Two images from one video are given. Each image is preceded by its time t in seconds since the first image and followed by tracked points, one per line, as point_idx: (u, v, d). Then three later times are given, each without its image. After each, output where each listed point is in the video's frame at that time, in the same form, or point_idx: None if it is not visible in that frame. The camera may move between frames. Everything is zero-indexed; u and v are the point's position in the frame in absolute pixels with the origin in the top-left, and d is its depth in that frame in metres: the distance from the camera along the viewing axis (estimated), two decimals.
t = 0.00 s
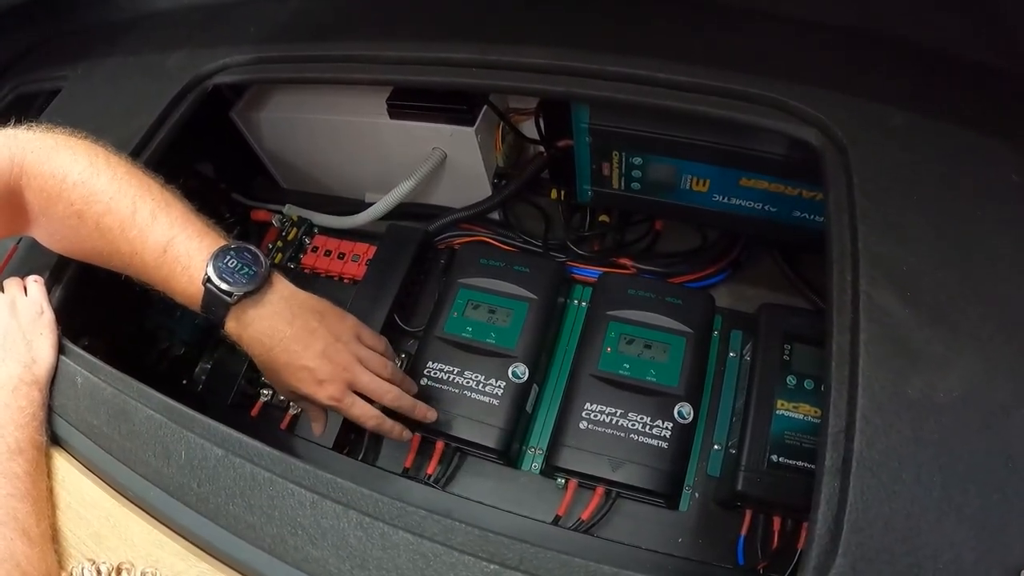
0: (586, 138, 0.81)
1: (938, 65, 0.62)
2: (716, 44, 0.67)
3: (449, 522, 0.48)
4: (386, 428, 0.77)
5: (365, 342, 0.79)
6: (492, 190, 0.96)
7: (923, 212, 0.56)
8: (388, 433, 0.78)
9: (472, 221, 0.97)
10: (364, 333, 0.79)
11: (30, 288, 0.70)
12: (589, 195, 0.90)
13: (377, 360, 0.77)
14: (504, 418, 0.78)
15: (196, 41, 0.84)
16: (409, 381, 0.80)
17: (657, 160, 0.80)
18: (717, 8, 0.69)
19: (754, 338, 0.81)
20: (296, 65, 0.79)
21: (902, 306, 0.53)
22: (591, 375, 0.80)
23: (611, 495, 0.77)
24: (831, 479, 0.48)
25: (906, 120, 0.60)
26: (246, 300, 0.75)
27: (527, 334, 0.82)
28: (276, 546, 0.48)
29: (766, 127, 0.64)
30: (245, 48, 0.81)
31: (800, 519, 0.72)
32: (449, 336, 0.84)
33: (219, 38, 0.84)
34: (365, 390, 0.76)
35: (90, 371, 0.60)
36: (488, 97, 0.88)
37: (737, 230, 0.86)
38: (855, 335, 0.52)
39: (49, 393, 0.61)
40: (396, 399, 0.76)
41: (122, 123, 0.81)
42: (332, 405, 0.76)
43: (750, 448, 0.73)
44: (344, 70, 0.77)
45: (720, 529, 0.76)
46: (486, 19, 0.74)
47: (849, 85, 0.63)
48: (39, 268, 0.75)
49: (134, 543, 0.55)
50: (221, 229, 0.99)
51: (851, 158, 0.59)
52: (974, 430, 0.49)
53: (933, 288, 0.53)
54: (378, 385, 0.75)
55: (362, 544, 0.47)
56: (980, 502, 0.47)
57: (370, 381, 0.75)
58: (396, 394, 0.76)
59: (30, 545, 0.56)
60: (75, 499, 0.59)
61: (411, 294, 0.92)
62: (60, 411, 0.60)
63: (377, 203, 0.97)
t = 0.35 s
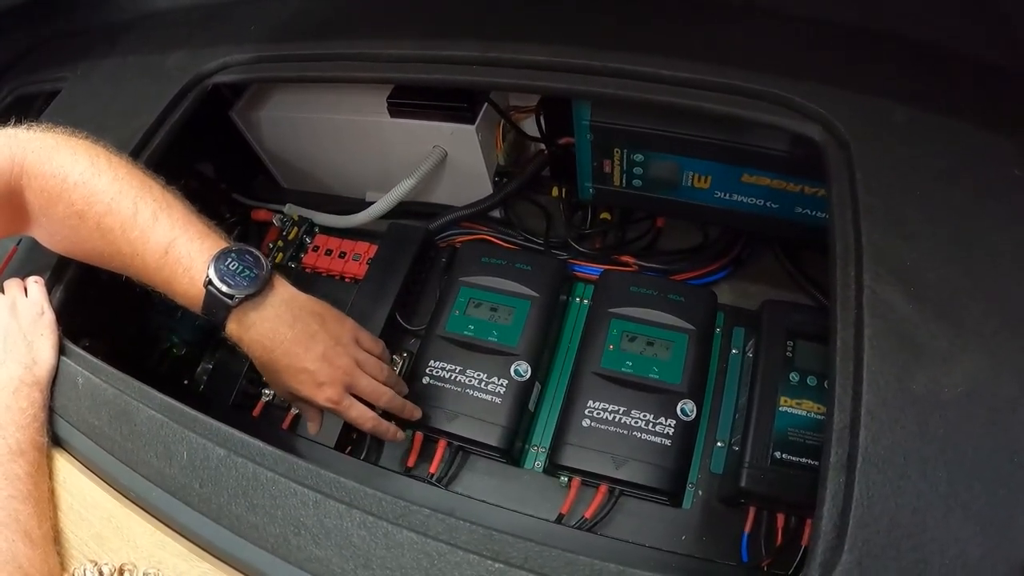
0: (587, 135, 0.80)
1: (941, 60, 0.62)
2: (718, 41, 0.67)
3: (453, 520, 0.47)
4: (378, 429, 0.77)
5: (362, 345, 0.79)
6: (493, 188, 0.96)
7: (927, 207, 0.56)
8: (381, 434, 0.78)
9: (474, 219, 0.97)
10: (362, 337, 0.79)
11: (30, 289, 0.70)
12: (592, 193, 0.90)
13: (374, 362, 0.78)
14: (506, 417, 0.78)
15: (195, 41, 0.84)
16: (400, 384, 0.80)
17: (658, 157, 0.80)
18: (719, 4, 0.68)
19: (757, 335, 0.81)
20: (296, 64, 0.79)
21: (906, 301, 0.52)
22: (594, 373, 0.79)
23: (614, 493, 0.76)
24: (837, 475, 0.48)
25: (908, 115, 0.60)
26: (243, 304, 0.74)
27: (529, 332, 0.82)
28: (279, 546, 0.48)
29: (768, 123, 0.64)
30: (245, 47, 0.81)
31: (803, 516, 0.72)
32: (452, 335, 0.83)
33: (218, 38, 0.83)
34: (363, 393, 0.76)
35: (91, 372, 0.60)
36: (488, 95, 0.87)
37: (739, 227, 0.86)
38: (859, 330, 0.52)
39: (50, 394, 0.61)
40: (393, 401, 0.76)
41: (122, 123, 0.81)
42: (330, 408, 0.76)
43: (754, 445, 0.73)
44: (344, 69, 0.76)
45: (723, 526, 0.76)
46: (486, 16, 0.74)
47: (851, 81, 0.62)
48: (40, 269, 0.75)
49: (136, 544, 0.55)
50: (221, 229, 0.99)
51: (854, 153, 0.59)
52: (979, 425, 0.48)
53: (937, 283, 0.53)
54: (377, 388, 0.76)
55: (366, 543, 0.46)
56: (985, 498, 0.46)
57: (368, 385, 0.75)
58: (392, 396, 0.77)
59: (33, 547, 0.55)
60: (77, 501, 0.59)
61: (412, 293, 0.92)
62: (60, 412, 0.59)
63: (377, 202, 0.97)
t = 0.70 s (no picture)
0: (590, 138, 0.80)
1: (944, 62, 0.62)
2: (719, 43, 0.66)
3: (458, 527, 0.47)
4: (404, 434, 0.73)
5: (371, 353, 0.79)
6: (496, 191, 0.96)
7: (931, 210, 0.56)
8: (411, 440, 0.73)
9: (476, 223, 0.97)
10: (369, 344, 0.79)
11: (33, 295, 0.70)
12: (594, 196, 0.90)
13: (381, 366, 0.76)
14: (510, 421, 0.78)
15: (197, 45, 0.84)
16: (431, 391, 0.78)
17: (661, 159, 0.80)
18: (720, 6, 0.68)
19: (760, 337, 0.81)
20: (297, 68, 0.79)
21: (911, 304, 0.52)
22: (598, 377, 0.79)
23: (619, 496, 0.76)
24: (842, 480, 0.48)
25: (911, 117, 0.60)
26: (244, 318, 0.75)
27: (532, 336, 0.82)
28: (284, 554, 0.48)
29: (770, 126, 0.64)
30: (247, 51, 0.81)
31: (807, 518, 0.72)
32: (455, 338, 0.83)
33: (220, 42, 0.83)
34: (371, 398, 0.74)
35: (93, 378, 0.60)
36: (490, 97, 0.87)
37: (743, 229, 0.85)
38: (864, 333, 0.52)
39: (54, 401, 0.61)
40: (402, 401, 0.74)
41: (123, 128, 0.81)
42: (337, 416, 0.75)
43: (757, 447, 0.73)
44: (345, 72, 0.76)
45: (727, 529, 0.76)
46: (488, 19, 0.73)
47: (854, 83, 0.62)
48: (41, 275, 0.74)
49: (141, 552, 0.55)
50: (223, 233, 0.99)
51: (857, 156, 0.59)
52: (984, 428, 0.48)
53: (942, 286, 0.53)
54: (382, 389, 0.74)
55: (371, 550, 0.46)
56: (991, 501, 0.46)
57: (374, 388, 0.74)
58: (406, 397, 0.74)
59: (36, 555, 0.54)
60: (81, 508, 0.59)
61: (415, 297, 0.92)
62: (64, 419, 0.60)
63: (379, 206, 0.97)
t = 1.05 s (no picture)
0: (593, 138, 0.80)
1: (950, 66, 0.62)
2: (725, 44, 0.66)
3: (459, 529, 0.47)
4: (423, 406, 0.76)
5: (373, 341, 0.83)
6: (497, 189, 0.95)
7: (935, 214, 0.56)
8: (427, 407, 0.77)
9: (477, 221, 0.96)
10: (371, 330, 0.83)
11: (30, 290, 0.69)
12: (596, 195, 0.89)
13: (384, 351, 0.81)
14: (510, 420, 0.78)
15: (197, 40, 0.84)
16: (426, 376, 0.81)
17: (663, 160, 0.80)
18: (725, 7, 0.68)
19: (761, 340, 0.81)
20: (298, 64, 0.78)
21: (915, 309, 0.52)
22: (598, 377, 0.79)
23: (618, 497, 0.76)
24: (845, 484, 0.48)
25: (917, 120, 0.60)
26: (264, 317, 0.74)
27: (533, 336, 0.82)
28: (283, 555, 0.47)
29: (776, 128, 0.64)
30: (248, 46, 0.81)
31: (807, 521, 0.72)
32: (455, 337, 0.83)
33: (220, 36, 0.83)
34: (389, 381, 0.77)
35: (91, 375, 0.60)
36: (492, 96, 0.87)
37: (745, 231, 0.85)
38: (868, 338, 0.52)
39: (50, 397, 0.60)
40: (415, 377, 0.77)
41: (123, 123, 0.80)
42: (359, 401, 0.78)
43: (757, 450, 0.73)
44: (347, 69, 0.76)
45: (726, 531, 0.76)
46: (491, 16, 0.73)
47: (859, 85, 0.62)
48: (38, 270, 0.74)
49: (139, 551, 0.54)
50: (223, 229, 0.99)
51: (862, 159, 0.59)
52: (987, 434, 0.48)
53: (946, 291, 0.53)
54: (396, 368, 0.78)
55: (372, 552, 0.46)
56: (993, 507, 0.46)
57: (391, 372, 0.77)
58: (419, 375, 0.77)
59: (32, 554, 0.54)
60: (77, 506, 0.58)
61: (415, 295, 0.92)
62: (61, 416, 0.59)
63: (380, 203, 0.96)
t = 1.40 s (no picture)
0: (597, 136, 0.80)
1: (956, 65, 0.61)
2: (730, 43, 0.66)
3: (464, 529, 0.47)
4: (421, 403, 0.78)
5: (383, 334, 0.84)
6: (501, 188, 0.95)
7: (942, 214, 0.55)
8: (425, 405, 0.78)
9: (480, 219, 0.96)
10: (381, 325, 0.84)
11: (31, 288, 0.69)
12: (600, 194, 0.89)
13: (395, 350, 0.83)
14: (513, 420, 0.78)
15: (199, 37, 0.83)
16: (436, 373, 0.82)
17: (668, 158, 0.79)
18: (730, 5, 0.68)
19: (765, 339, 0.81)
20: (300, 61, 0.78)
21: (921, 309, 0.52)
22: (602, 376, 0.79)
23: (621, 497, 0.76)
24: (852, 485, 0.47)
25: (923, 120, 0.59)
26: (279, 309, 0.74)
27: (537, 335, 0.81)
28: (286, 556, 0.47)
29: (782, 127, 0.63)
30: (250, 43, 0.80)
31: (810, 521, 0.71)
32: (458, 336, 0.83)
33: (222, 33, 0.82)
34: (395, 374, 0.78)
35: (92, 373, 0.59)
36: (496, 94, 0.87)
37: (749, 230, 0.85)
38: (875, 338, 0.52)
39: (51, 395, 0.60)
40: (419, 376, 0.78)
41: (125, 120, 0.80)
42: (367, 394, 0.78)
43: (761, 450, 0.73)
44: (350, 66, 0.76)
45: (729, 531, 0.76)
46: (495, 13, 0.73)
47: (866, 84, 0.62)
48: (40, 267, 0.73)
49: (140, 551, 0.54)
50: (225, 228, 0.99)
51: (869, 158, 0.59)
52: (994, 435, 0.48)
53: (952, 291, 0.52)
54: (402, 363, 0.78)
55: (376, 552, 0.46)
56: (999, 508, 0.46)
57: (398, 365, 0.77)
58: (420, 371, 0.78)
59: (33, 553, 0.54)
60: (78, 505, 0.58)
61: (417, 294, 0.91)
62: (62, 414, 0.59)
63: (382, 202, 0.96)
